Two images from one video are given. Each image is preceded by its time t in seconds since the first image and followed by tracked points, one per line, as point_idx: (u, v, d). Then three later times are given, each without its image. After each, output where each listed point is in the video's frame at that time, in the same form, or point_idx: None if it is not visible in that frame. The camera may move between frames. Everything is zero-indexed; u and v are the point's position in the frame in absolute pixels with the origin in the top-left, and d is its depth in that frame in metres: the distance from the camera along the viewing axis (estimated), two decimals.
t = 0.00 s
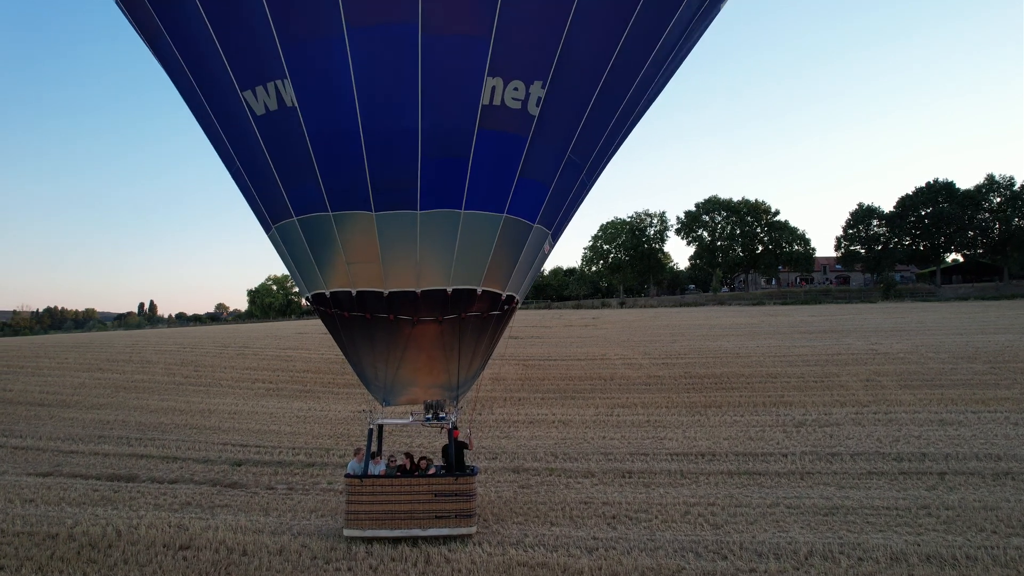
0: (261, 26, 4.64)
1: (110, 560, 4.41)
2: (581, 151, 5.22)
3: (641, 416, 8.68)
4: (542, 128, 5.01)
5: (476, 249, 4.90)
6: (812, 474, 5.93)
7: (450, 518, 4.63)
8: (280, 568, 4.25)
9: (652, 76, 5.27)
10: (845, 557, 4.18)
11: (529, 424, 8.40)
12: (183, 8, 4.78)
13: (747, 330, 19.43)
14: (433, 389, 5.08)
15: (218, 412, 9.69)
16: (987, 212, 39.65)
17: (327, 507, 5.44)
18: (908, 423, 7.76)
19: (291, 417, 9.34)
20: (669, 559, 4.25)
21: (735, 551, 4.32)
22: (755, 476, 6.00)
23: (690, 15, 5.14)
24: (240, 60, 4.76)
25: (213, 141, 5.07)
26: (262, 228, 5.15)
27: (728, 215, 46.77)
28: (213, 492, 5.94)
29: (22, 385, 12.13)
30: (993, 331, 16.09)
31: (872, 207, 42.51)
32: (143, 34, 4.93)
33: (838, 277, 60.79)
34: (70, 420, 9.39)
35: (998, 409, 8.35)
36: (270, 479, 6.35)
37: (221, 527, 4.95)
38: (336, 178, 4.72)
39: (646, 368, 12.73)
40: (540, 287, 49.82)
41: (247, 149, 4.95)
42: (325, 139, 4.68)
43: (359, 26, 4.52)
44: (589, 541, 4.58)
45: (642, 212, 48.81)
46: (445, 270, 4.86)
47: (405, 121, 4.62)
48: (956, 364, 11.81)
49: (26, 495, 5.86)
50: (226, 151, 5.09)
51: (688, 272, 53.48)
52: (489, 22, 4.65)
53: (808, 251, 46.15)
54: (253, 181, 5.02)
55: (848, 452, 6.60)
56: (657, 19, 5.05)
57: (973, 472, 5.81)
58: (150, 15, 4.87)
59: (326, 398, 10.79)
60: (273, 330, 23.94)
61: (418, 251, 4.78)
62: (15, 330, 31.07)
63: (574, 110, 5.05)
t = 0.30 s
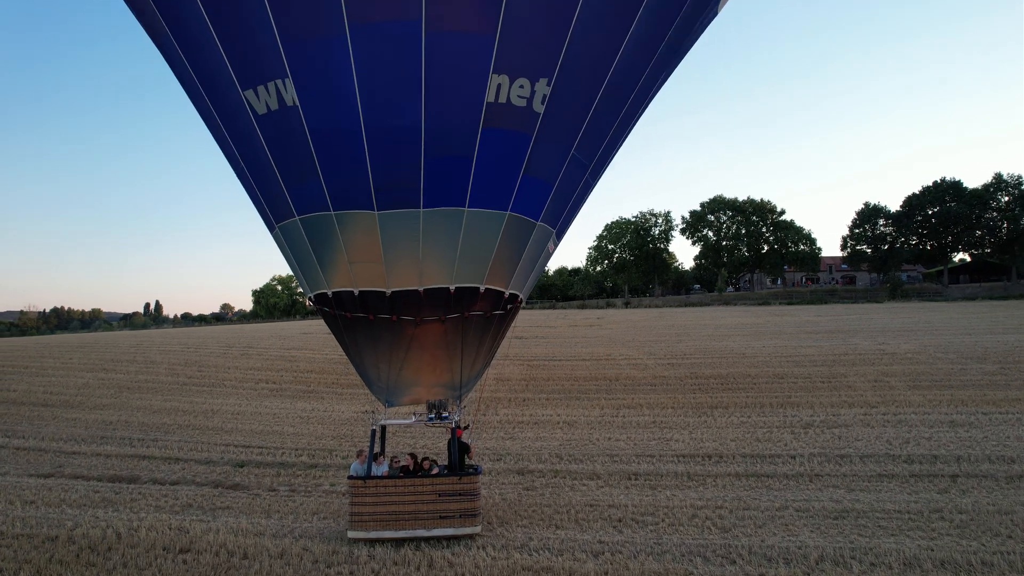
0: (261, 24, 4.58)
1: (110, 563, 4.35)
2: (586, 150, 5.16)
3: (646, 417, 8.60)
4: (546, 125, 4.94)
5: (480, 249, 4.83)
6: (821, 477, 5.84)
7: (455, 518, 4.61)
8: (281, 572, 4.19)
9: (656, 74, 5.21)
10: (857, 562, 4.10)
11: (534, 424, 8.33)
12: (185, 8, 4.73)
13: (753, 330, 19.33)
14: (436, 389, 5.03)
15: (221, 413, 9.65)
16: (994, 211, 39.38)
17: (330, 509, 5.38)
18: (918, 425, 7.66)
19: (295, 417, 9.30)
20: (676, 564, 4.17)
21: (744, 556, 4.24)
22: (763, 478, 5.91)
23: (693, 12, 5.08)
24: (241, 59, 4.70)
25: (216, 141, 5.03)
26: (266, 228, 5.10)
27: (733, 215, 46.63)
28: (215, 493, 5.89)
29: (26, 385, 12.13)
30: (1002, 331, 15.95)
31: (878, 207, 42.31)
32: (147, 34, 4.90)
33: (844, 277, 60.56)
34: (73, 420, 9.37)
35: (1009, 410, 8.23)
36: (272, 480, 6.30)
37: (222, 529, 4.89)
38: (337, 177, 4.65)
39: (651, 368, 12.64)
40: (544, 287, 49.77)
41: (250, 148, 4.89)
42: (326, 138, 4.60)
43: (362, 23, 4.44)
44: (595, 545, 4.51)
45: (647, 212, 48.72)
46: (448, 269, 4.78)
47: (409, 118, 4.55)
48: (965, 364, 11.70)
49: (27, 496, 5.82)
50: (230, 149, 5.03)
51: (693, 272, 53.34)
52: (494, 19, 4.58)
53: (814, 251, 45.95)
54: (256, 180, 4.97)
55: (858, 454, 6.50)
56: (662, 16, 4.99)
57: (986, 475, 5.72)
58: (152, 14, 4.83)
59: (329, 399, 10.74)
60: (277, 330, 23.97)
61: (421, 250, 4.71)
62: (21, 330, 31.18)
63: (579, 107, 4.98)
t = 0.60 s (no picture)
0: (266, 24, 4.53)
1: (109, 567, 4.30)
2: (589, 149, 5.07)
3: (652, 418, 8.52)
4: (549, 125, 4.86)
5: (484, 249, 4.76)
6: (830, 479, 5.76)
7: (460, 518, 4.60)
8: None
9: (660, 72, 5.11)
10: (869, 567, 4.02)
11: (539, 426, 8.26)
12: (192, 8, 4.70)
13: (759, 330, 19.23)
14: (441, 389, 4.96)
15: (225, 413, 9.62)
16: (1003, 210, 39.11)
17: (332, 512, 5.32)
18: (928, 426, 7.56)
19: (298, 418, 9.25)
20: (684, 569, 4.09)
21: (753, 560, 4.16)
22: (771, 480, 5.83)
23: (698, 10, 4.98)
24: (245, 59, 4.64)
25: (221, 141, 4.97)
26: (270, 229, 5.03)
27: (739, 214, 46.48)
28: (217, 495, 5.84)
29: (31, 386, 12.14)
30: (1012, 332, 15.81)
31: (885, 207, 42.12)
32: (155, 35, 4.89)
33: (850, 276, 60.33)
34: (77, 421, 9.35)
35: (1020, 412, 8.13)
36: (275, 482, 6.24)
37: (223, 532, 4.84)
38: (341, 177, 4.58)
39: (657, 368, 12.57)
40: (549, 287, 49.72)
41: (254, 149, 4.83)
42: (330, 138, 4.54)
43: (365, 24, 4.39)
44: (601, 549, 4.43)
45: (652, 212, 48.61)
46: (451, 268, 4.72)
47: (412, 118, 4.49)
48: (975, 364, 11.58)
49: (28, 498, 5.78)
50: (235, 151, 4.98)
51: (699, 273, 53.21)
52: (496, 19, 4.52)
53: (820, 251, 45.74)
54: (261, 181, 4.90)
55: (868, 456, 6.41)
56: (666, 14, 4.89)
57: (999, 478, 5.62)
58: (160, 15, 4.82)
59: (334, 399, 10.70)
60: (282, 330, 24.01)
61: (425, 250, 4.64)
62: (28, 330, 31.32)
63: (581, 106, 4.90)
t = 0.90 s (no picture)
0: (272, 26, 4.44)
1: (111, 570, 4.26)
2: (593, 149, 5.01)
3: (660, 419, 8.45)
4: (554, 126, 4.79)
5: (491, 250, 4.71)
6: (842, 482, 5.67)
7: (466, 517, 4.65)
8: None
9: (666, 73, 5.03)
10: (882, 573, 3.94)
11: (546, 426, 8.20)
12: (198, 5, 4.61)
13: (766, 330, 19.13)
14: (447, 389, 4.89)
15: (230, 414, 9.60)
16: (1013, 209, 38.81)
17: (337, 514, 5.26)
18: (940, 428, 7.46)
19: (304, 418, 9.21)
20: (694, 574, 4.02)
21: (764, 565, 4.09)
22: (781, 483, 5.75)
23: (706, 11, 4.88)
24: (252, 59, 4.56)
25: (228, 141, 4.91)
26: (277, 229, 4.99)
27: (746, 214, 46.47)
28: (221, 497, 5.79)
29: (37, 386, 12.15)
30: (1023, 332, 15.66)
31: (894, 206, 41.87)
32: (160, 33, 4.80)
33: (858, 276, 60.04)
34: (82, 421, 9.34)
35: None
36: (279, 483, 6.20)
37: (227, 534, 4.79)
38: (348, 179, 4.54)
39: (664, 369, 12.49)
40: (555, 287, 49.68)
41: (261, 149, 4.77)
42: (338, 140, 4.49)
43: (371, 26, 4.32)
44: (609, 553, 4.37)
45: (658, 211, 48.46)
46: (458, 269, 4.66)
47: (418, 120, 4.44)
48: (986, 364, 11.47)
49: (32, 499, 5.75)
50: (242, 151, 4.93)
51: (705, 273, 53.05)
52: (503, 21, 4.45)
53: (828, 250, 45.51)
54: (268, 181, 4.85)
55: (879, 458, 6.33)
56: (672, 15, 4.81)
57: (1014, 481, 5.52)
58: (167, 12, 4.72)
59: (339, 399, 10.66)
60: (288, 331, 24.08)
61: (432, 250, 4.59)
62: (36, 331, 31.48)
63: (586, 108, 4.84)
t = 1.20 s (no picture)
0: (283, 27, 4.42)
1: (116, 571, 4.24)
2: (597, 151, 4.98)
3: (668, 420, 8.39)
4: (559, 128, 4.76)
5: (497, 249, 4.67)
6: (852, 484, 5.61)
7: (472, 516, 4.67)
8: None
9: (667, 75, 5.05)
10: None
11: (553, 427, 8.16)
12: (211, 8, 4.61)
13: (774, 330, 19.02)
14: (453, 389, 4.86)
15: (236, 414, 9.59)
16: None
17: (343, 515, 5.24)
18: (952, 429, 7.38)
19: (310, 418, 9.20)
20: None
21: (774, 569, 4.04)
22: (791, 484, 5.69)
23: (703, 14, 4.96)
24: (264, 61, 4.54)
25: (241, 142, 4.90)
26: (288, 229, 4.95)
27: (753, 214, 46.03)
28: (227, 498, 5.78)
29: (45, 386, 12.18)
30: None
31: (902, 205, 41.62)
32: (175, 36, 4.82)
33: (866, 276, 59.71)
34: (90, 421, 9.36)
35: None
36: (285, 484, 6.18)
37: (232, 535, 4.77)
38: (358, 178, 4.50)
39: (671, 369, 12.41)
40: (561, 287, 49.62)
41: (273, 150, 4.74)
42: (348, 139, 4.45)
43: (379, 27, 4.29)
44: (617, 555, 4.32)
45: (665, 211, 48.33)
46: (465, 269, 4.62)
47: (425, 121, 4.40)
48: (997, 365, 11.35)
49: (39, 499, 5.75)
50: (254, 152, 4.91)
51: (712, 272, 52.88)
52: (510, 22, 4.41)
53: (836, 250, 45.28)
54: (280, 182, 4.81)
55: (890, 460, 6.26)
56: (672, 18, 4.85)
57: None
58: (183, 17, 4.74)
59: (345, 400, 10.64)
60: (295, 330, 24.14)
61: (439, 250, 4.56)
62: (46, 330, 31.71)
63: (590, 110, 4.81)
